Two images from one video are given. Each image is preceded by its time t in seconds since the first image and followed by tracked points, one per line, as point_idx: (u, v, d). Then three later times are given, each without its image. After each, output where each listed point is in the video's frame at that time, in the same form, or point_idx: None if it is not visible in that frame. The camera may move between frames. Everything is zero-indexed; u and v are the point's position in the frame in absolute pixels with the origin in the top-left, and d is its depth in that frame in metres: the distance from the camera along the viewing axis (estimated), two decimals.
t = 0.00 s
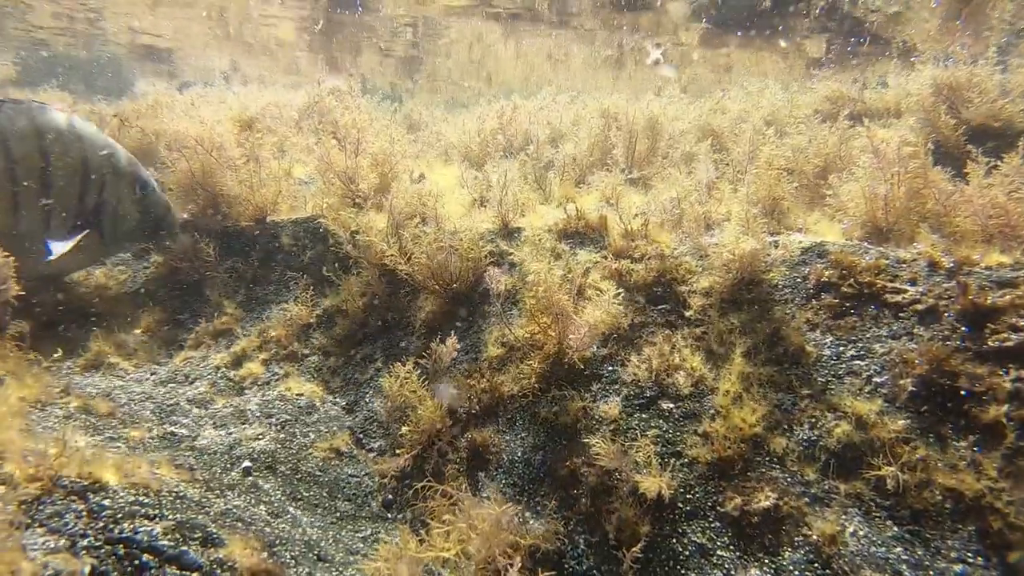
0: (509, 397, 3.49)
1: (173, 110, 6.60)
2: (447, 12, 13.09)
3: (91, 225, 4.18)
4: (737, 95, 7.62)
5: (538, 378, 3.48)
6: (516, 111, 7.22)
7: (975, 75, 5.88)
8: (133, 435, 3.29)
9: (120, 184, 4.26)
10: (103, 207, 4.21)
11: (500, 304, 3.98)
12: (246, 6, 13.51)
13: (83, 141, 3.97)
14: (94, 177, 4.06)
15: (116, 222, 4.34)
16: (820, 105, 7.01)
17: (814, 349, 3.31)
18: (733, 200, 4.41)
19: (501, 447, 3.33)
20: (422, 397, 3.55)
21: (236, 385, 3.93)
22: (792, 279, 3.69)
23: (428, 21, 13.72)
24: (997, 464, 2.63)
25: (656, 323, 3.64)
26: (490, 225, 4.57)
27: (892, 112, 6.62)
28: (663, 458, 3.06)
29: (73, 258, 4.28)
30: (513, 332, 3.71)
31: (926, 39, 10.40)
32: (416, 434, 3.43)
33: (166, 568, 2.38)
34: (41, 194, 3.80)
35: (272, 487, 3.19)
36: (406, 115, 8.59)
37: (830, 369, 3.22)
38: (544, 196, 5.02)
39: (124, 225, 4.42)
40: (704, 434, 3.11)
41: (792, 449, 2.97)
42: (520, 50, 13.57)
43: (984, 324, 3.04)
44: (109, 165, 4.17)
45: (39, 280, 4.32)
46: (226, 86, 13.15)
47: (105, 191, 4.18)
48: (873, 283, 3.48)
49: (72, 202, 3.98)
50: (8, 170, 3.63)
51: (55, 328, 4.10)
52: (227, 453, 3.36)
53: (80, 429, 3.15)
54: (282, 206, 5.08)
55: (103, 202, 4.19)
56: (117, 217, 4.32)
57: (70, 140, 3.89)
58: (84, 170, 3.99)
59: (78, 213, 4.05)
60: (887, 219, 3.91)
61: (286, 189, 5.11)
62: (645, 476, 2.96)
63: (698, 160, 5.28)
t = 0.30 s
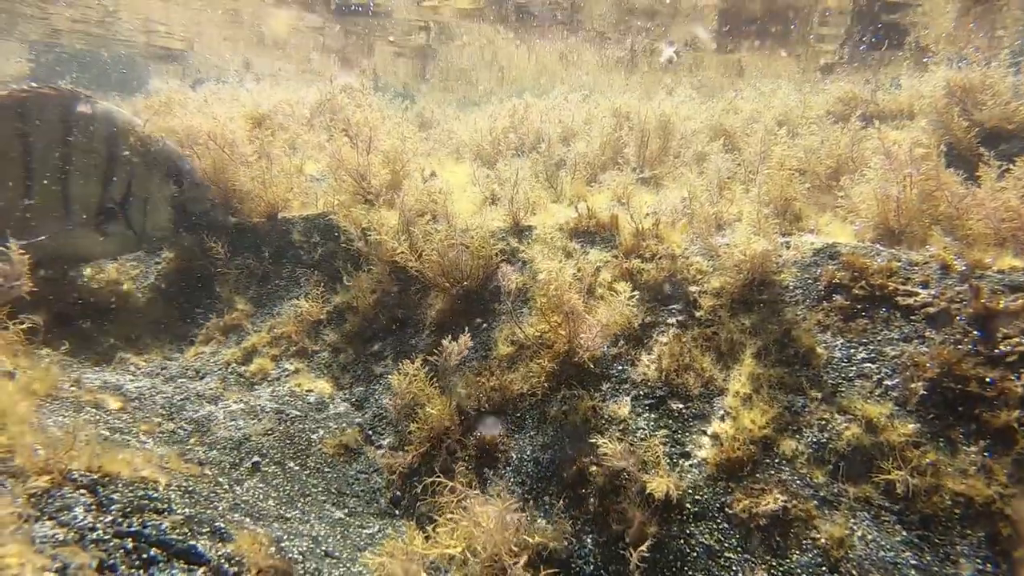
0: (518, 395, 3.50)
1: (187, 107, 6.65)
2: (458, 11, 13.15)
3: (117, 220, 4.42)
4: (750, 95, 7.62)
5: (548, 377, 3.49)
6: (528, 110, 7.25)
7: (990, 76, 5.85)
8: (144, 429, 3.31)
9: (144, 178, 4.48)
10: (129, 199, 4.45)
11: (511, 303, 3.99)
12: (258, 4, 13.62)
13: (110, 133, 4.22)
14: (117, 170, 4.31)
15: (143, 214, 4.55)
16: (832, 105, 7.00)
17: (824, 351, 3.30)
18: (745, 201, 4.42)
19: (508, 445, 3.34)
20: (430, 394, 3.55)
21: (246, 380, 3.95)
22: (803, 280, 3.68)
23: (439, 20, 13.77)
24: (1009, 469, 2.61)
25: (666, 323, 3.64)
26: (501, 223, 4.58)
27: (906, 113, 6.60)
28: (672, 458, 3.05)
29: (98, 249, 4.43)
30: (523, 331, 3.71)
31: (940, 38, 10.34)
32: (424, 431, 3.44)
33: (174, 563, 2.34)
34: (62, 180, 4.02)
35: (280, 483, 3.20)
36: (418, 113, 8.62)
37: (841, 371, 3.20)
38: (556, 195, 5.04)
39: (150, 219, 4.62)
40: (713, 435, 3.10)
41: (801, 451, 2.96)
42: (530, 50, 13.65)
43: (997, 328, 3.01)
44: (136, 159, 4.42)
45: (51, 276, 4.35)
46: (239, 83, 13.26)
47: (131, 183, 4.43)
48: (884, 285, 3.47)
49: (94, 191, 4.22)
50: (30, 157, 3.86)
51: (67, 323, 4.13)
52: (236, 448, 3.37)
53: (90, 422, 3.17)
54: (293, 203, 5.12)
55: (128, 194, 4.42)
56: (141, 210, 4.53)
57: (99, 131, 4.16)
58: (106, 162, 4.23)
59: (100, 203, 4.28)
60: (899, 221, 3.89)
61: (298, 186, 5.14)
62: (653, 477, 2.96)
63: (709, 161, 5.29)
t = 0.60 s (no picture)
0: (529, 396, 3.49)
1: (202, 106, 6.69)
2: (470, 12, 13.21)
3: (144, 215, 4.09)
4: (763, 97, 7.60)
5: (559, 378, 3.48)
6: (541, 111, 7.27)
7: (1007, 80, 5.81)
8: (156, 426, 3.32)
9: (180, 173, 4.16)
10: (159, 195, 4.11)
11: (521, 304, 3.98)
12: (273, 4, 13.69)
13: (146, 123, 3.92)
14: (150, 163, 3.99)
15: (172, 211, 4.22)
16: (846, 109, 6.98)
17: (837, 355, 3.28)
18: (758, 204, 4.40)
19: (518, 447, 3.33)
20: (440, 394, 3.55)
21: (258, 379, 3.97)
22: (817, 284, 3.65)
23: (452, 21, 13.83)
24: None
25: (678, 326, 3.63)
26: (512, 224, 4.59)
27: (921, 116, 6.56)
28: (682, 461, 3.04)
29: (128, 243, 4.16)
30: (534, 332, 3.71)
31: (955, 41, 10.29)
32: (434, 431, 3.44)
33: (185, 560, 2.34)
34: (90, 170, 3.80)
35: (290, 481, 3.20)
36: (430, 113, 8.65)
37: (854, 376, 3.18)
38: (568, 196, 5.05)
39: (183, 215, 4.30)
40: (725, 439, 3.08)
41: (813, 456, 2.93)
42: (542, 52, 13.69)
43: (1013, 335, 2.98)
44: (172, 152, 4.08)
45: (66, 273, 4.39)
46: (253, 83, 13.39)
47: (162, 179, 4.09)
48: (898, 290, 3.44)
49: (121, 185, 3.92)
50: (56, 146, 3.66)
51: (81, 320, 4.15)
52: (247, 446, 3.38)
53: (103, 419, 3.18)
54: (305, 202, 5.14)
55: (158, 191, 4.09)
56: (175, 206, 4.20)
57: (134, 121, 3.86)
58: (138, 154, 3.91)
59: (130, 195, 3.98)
60: (914, 226, 3.87)
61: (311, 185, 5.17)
62: (664, 480, 2.94)
63: (722, 163, 5.29)
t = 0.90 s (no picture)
0: (540, 396, 3.49)
1: (217, 104, 6.74)
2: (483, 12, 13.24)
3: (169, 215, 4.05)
4: (777, 98, 7.57)
5: (570, 378, 3.47)
6: (553, 110, 7.26)
7: None
8: (169, 423, 3.34)
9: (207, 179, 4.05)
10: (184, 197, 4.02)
11: (533, 303, 3.98)
12: (287, 3, 13.76)
13: (177, 131, 3.81)
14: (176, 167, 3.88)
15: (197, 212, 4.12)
16: (861, 110, 6.94)
17: (851, 358, 3.25)
18: (773, 205, 4.38)
19: (529, 446, 3.33)
20: (451, 393, 3.55)
21: (269, 376, 3.99)
22: (831, 286, 3.63)
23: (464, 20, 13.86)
24: None
25: (690, 327, 3.61)
26: (525, 224, 4.59)
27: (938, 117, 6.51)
28: (694, 463, 3.02)
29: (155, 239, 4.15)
30: (546, 331, 3.70)
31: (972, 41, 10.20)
32: (445, 430, 3.44)
33: (197, 556, 2.37)
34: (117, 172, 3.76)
35: (302, 478, 3.21)
36: (443, 112, 8.67)
37: (868, 379, 3.15)
38: (581, 196, 5.04)
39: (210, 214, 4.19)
40: (736, 440, 3.06)
41: (826, 459, 2.91)
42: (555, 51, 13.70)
43: None
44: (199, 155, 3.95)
45: (81, 269, 4.43)
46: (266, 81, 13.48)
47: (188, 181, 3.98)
48: (913, 292, 3.41)
49: (145, 188, 3.86)
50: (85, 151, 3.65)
51: (95, 317, 4.19)
52: (258, 443, 3.39)
53: (117, 415, 3.20)
54: (318, 200, 5.16)
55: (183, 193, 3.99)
56: (199, 207, 4.09)
57: (164, 129, 3.76)
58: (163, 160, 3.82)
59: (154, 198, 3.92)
60: (930, 229, 3.83)
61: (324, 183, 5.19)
62: (675, 482, 2.93)
63: (735, 164, 5.27)
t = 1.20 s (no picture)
0: (545, 395, 3.49)
1: (223, 101, 6.75)
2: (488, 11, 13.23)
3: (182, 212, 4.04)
4: (783, 98, 7.55)
5: (574, 377, 3.47)
6: (558, 109, 7.26)
7: None
8: (174, 420, 3.34)
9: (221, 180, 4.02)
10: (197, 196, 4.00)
11: (537, 302, 3.98)
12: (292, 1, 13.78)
13: (195, 132, 3.80)
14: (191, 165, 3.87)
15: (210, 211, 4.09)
16: (866, 111, 6.93)
17: (856, 359, 3.24)
18: (779, 206, 4.37)
19: (533, 445, 3.33)
20: (455, 391, 3.55)
21: (274, 373, 3.99)
22: (836, 286, 3.62)
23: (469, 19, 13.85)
24: None
25: (695, 327, 3.61)
26: (530, 223, 4.59)
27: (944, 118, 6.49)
28: (698, 463, 3.02)
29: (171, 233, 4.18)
30: (550, 331, 3.70)
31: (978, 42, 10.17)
32: (449, 429, 3.44)
33: (201, 552, 2.39)
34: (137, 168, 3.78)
35: (306, 475, 3.21)
36: (448, 111, 8.67)
37: (873, 380, 3.15)
38: (586, 195, 5.04)
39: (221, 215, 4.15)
40: (741, 440, 3.06)
41: (831, 459, 2.91)
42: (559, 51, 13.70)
43: None
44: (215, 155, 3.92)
45: (86, 266, 4.44)
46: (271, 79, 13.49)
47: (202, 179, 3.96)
48: (919, 293, 3.41)
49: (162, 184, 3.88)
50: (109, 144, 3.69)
51: (100, 314, 4.20)
52: (262, 440, 3.40)
53: (122, 411, 3.21)
54: (323, 198, 5.16)
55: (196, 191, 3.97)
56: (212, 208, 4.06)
57: (182, 129, 3.76)
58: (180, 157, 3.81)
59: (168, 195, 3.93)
60: (935, 230, 3.82)
61: (329, 181, 5.19)
62: (679, 482, 2.93)
63: (741, 164, 5.26)
